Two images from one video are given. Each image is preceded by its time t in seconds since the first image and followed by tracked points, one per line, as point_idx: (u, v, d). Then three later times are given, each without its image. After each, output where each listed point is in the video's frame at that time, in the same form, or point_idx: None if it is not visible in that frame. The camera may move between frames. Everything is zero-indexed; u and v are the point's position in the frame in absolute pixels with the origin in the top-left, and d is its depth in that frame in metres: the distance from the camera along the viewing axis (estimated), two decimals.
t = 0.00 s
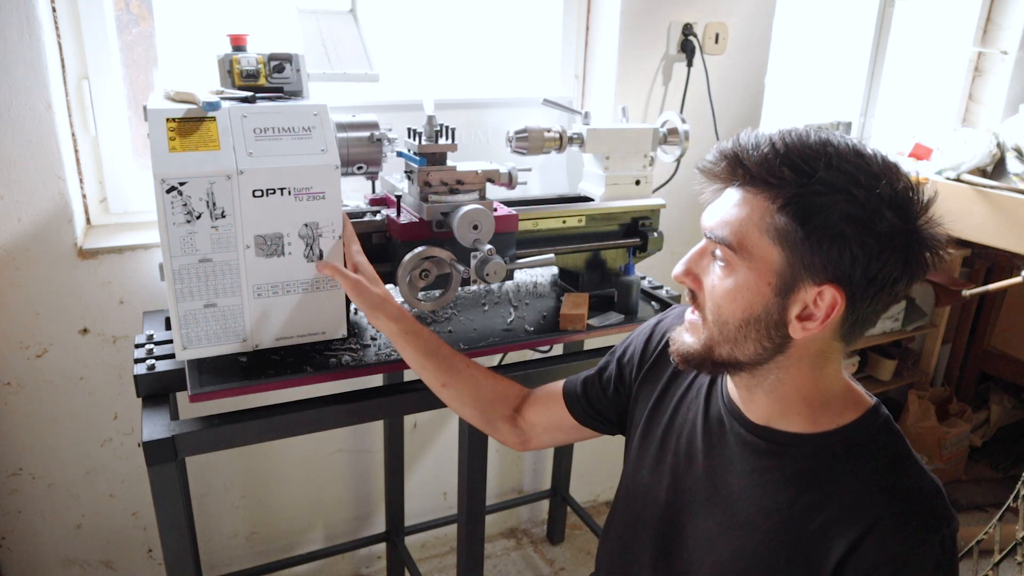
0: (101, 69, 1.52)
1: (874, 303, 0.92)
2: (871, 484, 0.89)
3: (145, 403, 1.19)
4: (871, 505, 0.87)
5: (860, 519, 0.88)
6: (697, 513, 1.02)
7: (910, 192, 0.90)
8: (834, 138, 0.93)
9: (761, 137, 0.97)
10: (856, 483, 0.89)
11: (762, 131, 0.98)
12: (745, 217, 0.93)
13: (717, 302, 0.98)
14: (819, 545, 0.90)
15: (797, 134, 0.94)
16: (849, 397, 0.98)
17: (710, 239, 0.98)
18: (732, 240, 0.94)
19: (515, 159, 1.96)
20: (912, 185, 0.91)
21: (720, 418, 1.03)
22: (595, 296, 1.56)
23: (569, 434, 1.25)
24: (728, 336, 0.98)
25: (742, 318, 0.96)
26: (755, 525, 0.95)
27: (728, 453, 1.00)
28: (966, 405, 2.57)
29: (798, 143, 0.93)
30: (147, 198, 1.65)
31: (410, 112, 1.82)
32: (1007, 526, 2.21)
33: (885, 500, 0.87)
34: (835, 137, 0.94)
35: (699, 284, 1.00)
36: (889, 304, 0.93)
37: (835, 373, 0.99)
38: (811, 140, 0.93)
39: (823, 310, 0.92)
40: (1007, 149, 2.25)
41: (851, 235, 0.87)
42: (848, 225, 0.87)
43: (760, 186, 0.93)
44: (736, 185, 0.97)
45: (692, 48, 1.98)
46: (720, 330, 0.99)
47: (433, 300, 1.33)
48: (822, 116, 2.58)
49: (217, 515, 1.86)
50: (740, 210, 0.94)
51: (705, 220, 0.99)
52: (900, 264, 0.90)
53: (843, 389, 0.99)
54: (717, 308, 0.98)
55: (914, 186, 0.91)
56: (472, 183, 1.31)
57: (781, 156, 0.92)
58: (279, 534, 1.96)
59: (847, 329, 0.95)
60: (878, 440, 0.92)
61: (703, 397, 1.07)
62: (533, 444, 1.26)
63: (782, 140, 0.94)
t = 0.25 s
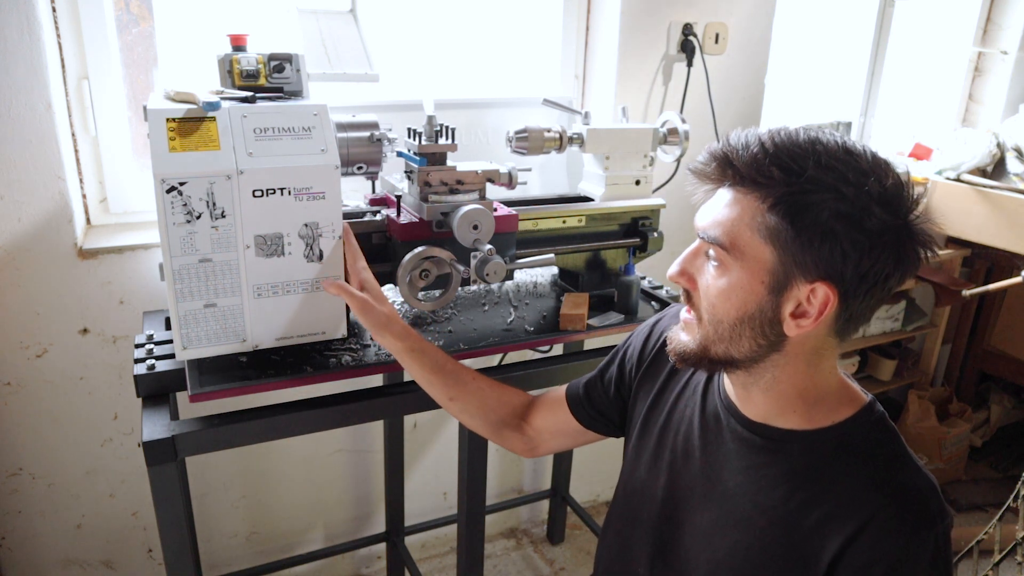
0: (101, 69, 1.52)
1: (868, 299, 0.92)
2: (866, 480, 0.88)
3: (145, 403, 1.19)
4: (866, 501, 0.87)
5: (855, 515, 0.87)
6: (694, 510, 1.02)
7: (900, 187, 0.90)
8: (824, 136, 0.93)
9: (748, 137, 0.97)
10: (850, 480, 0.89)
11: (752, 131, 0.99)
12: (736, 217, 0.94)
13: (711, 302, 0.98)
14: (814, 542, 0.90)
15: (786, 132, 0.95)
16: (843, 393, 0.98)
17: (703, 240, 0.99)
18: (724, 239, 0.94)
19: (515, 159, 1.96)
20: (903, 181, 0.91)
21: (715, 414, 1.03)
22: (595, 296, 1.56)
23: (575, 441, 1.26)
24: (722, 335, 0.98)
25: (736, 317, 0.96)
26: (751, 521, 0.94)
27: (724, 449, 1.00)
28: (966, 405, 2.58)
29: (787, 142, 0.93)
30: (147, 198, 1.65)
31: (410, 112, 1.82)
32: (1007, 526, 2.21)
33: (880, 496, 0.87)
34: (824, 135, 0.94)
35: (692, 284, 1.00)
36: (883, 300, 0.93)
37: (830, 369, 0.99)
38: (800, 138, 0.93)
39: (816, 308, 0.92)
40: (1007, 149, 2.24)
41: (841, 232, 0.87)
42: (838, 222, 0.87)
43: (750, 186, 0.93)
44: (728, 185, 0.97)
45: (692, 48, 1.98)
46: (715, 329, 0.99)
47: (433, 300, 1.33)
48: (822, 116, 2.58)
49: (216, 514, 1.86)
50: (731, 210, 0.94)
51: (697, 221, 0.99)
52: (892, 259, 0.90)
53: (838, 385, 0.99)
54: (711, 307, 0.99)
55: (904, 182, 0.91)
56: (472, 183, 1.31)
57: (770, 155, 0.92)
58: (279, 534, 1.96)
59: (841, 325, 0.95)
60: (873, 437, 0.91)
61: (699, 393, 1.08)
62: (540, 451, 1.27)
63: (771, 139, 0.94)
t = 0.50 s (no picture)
0: (101, 68, 1.52)
1: (865, 295, 0.93)
2: (864, 473, 0.88)
3: (145, 403, 1.19)
4: (865, 494, 0.87)
5: (854, 509, 0.87)
6: (694, 509, 1.02)
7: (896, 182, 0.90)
8: (820, 133, 0.94)
9: (746, 135, 0.97)
10: (849, 474, 0.89)
11: (747, 129, 0.99)
12: (735, 214, 0.93)
13: (710, 298, 0.98)
14: (815, 537, 0.90)
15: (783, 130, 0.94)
16: (841, 389, 0.98)
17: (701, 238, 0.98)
18: (723, 236, 0.94)
19: (515, 159, 1.96)
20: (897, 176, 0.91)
21: (715, 413, 1.03)
22: (595, 296, 1.56)
23: (577, 447, 1.25)
24: (722, 331, 0.98)
25: (736, 313, 0.96)
26: (750, 517, 0.94)
27: (723, 447, 1.00)
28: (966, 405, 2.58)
29: (785, 139, 0.93)
30: (147, 198, 1.65)
31: (410, 112, 1.82)
32: (1007, 526, 2.21)
33: (880, 490, 0.87)
34: (820, 132, 0.94)
35: (692, 282, 1.00)
36: (880, 295, 0.94)
37: (829, 367, 1.00)
38: (797, 135, 0.93)
39: (814, 303, 0.92)
40: (1007, 149, 2.24)
41: (839, 228, 0.88)
42: (836, 217, 0.88)
43: (748, 183, 0.93)
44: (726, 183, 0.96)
45: (692, 48, 1.98)
46: (715, 325, 0.98)
47: (433, 300, 1.33)
48: (822, 116, 2.58)
49: (216, 514, 1.86)
50: (728, 208, 0.94)
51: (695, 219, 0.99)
52: (887, 254, 0.90)
53: (837, 381, 0.99)
54: (711, 305, 0.98)
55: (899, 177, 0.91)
56: (472, 183, 1.31)
57: (768, 152, 0.92)
58: (279, 534, 1.96)
59: (839, 321, 0.95)
60: (871, 431, 0.91)
61: (698, 393, 1.08)
62: (543, 459, 1.26)
63: (769, 137, 0.94)
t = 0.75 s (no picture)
0: (100, 69, 1.52)
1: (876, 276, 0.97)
2: (864, 459, 0.89)
3: (145, 403, 1.19)
4: (865, 479, 0.87)
5: (856, 495, 0.88)
6: (698, 503, 1.02)
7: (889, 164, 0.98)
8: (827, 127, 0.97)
9: (745, 138, 0.97)
10: (849, 461, 0.89)
11: (735, 134, 1.00)
12: (786, 208, 0.90)
13: (774, 304, 0.91)
14: (820, 526, 0.90)
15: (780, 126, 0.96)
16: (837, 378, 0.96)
17: (749, 241, 0.91)
18: (787, 236, 0.89)
19: (515, 159, 1.96)
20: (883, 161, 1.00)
21: (717, 408, 1.03)
22: (595, 296, 1.56)
23: (562, 441, 1.24)
24: (785, 336, 0.92)
25: (801, 314, 0.91)
26: (754, 510, 0.95)
27: (725, 441, 1.01)
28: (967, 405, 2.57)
29: (812, 134, 0.93)
30: (148, 198, 1.65)
31: (410, 112, 1.82)
32: (1007, 526, 2.21)
33: (878, 473, 0.87)
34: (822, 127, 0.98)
35: (748, 290, 0.92)
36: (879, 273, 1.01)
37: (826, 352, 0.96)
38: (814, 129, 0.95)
39: (863, 285, 0.93)
40: (1007, 149, 2.24)
41: (879, 212, 0.91)
42: (878, 202, 0.91)
43: (796, 182, 0.90)
44: (767, 183, 0.91)
45: (692, 48, 1.98)
46: (779, 332, 0.92)
47: (433, 300, 1.33)
48: (822, 116, 2.58)
49: (217, 514, 1.86)
50: (784, 206, 0.90)
51: (739, 224, 0.92)
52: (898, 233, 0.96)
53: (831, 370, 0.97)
54: (773, 309, 0.91)
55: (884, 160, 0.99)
56: (472, 184, 1.31)
57: (809, 148, 0.91)
58: (279, 534, 1.96)
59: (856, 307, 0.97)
60: (869, 416, 0.92)
61: (699, 389, 1.07)
62: (524, 452, 1.24)
63: (796, 133, 0.94)
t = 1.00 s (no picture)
0: (100, 69, 1.52)
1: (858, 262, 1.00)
2: (854, 442, 0.89)
3: (145, 403, 1.19)
4: (855, 463, 0.88)
5: (847, 479, 0.88)
6: (692, 498, 1.02)
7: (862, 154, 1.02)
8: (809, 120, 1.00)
9: (739, 129, 0.97)
10: (840, 446, 0.89)
11: (725, 126, 1.00)
12: (791, 196, 0.91)
13: (782, 291, 0.92)
14: (813, 513, 0.89)
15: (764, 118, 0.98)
16: (826, 366, 0.97)
17: (754, 230, 0.92)
18: (794, 223, 0.90)
19: (515, 159, 1.96)
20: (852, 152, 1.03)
21: (709, 400, 1.03)
22: (595, 296, 1.55)
23: (556, 447, 1.22)
24: (791, 322, 0.93)
25: (806, 299, 0.92)
26: (748, 500, 0.94)
27: (718, 432, 1.01)
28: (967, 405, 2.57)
29: (804, 124, 0.95)
30: (148, 198, 1.65)
31: (410, 112, 1.82)
32: (1008, 526, 2.21)
33: (868, 457, 0.87)
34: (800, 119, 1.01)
35: (757, 279, 0.92)
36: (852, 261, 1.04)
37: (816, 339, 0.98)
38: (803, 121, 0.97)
39: (853, 267, 0.97)
40: (1007, 149, 2.24)
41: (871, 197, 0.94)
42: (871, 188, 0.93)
43: (799, 170, 0.91)
44: (771, 173, 0.92)
45: (692, 48, 1.98)
46: (787, 318, 0.92)
47: (433, 300, 1.33)
48: (822, 117, 2.58)
49: (217, 514, 1.86)
50: (791, 195, 0.91)
51: (745, 214, 0.93)
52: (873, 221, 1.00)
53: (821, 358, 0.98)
54: (781, 296, 0.92)
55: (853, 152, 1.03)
56: (472, 184, 1.31)
57: (807, 137, 0.92)
58: (279, 534, 1.96)
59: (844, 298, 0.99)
60: (857, 401, 0.92)
61: (692, 383, 1.07)
62: (518, 459, 1.22)
63: (789, 124, 0.95)
